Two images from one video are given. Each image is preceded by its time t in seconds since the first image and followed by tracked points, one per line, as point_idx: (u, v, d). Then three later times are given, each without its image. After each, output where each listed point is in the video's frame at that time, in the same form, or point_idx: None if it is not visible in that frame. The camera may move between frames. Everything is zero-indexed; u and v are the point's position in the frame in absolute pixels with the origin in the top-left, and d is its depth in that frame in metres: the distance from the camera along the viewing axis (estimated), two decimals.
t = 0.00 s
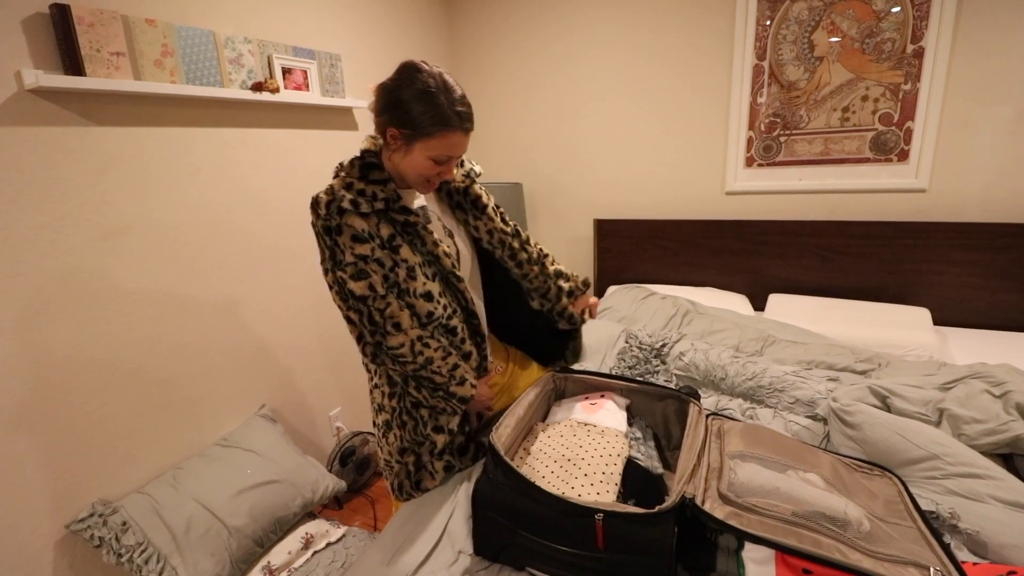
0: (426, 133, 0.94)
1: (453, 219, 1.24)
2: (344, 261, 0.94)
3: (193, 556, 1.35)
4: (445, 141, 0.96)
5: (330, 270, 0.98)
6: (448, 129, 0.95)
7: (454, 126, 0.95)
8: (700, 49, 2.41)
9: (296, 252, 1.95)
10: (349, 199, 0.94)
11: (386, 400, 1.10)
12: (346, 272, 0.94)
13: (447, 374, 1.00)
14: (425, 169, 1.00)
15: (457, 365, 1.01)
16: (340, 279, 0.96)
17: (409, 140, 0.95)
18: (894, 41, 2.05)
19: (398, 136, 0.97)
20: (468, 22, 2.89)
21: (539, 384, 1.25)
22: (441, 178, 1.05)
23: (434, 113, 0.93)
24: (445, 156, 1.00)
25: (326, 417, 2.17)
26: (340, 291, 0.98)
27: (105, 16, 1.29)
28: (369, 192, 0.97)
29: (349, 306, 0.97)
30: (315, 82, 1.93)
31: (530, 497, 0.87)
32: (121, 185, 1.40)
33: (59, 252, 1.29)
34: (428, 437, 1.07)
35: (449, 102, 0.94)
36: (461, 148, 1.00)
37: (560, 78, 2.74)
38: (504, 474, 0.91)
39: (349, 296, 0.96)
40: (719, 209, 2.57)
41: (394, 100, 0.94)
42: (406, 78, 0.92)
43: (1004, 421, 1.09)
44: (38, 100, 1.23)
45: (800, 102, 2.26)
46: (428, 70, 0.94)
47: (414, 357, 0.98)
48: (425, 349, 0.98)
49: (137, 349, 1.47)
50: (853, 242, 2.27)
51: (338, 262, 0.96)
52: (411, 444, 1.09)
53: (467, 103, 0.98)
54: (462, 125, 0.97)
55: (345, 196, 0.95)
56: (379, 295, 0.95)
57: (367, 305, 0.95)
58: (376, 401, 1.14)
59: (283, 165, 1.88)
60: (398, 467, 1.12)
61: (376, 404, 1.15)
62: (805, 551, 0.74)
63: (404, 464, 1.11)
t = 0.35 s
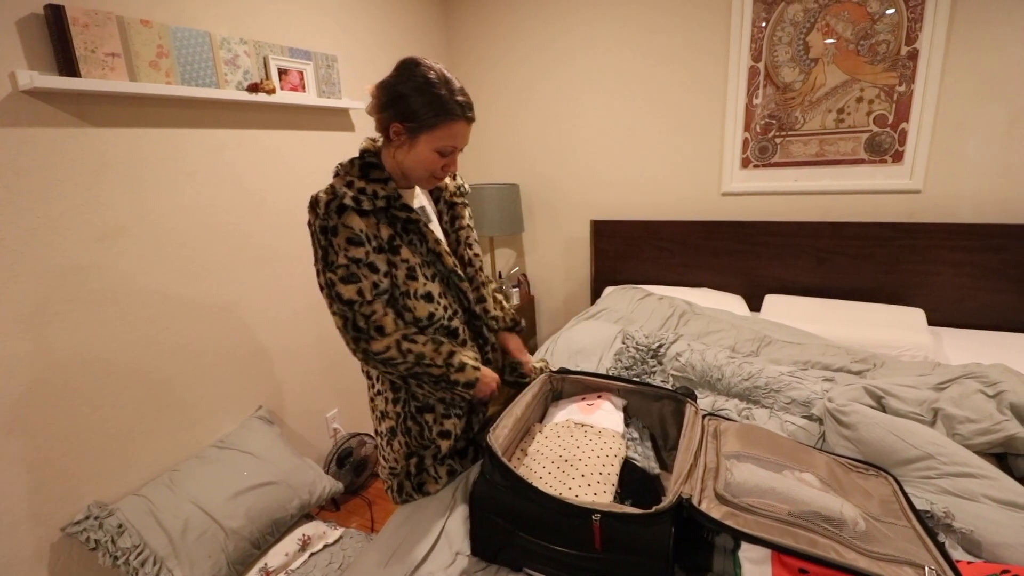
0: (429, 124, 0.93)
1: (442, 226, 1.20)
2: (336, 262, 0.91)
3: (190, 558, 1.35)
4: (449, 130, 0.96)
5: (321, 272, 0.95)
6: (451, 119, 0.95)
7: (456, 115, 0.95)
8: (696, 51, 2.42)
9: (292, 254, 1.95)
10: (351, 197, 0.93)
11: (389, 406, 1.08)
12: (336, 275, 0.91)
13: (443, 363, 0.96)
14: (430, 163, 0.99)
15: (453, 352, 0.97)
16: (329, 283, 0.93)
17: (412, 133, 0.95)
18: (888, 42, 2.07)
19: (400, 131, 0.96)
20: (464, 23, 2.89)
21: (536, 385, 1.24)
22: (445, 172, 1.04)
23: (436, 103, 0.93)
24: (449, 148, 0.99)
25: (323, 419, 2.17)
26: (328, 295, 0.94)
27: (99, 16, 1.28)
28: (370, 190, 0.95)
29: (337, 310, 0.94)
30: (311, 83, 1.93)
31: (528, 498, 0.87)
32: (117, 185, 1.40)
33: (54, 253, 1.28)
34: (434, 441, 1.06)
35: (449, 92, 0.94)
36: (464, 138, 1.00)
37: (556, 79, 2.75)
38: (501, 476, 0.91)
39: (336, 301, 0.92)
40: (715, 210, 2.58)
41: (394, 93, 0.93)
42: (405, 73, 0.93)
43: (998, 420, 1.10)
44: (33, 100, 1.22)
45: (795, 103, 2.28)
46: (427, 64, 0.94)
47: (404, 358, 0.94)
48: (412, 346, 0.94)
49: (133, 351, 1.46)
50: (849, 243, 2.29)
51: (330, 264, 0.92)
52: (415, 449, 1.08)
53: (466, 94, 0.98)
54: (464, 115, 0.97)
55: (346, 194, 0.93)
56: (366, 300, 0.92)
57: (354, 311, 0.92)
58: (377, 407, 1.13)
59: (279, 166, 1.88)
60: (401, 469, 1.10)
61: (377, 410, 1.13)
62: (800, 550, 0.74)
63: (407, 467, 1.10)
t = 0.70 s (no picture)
0: (430, 115, 0.94)
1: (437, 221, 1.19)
2: (315, 262, 0.90)
3: (185, 559, 1.34)
4: (450, 122, 0.96)
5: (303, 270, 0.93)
6: (452, 111, 0.95)
7: (457, 108, 0.95)
8: (695, 54, 2.42)
9: (290, 253, 1.95)
10: (345, 194, 0.92)
11: (381, 413, 1.06)
12: (314, 274, 0.90)
13: (390, 321, 0.90)
14: (431, 156, 0.98)
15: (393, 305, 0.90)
16: (309, 281, 0.92)
17: (413, 125, 0.95)
18: (886, 47, 2.08)
19: (401, 124, 0.96)
20: (464, 24, 2.89)
21: (533, 386, 1.24)
22: (445, 167, 1.03)
23: (437, 95, 0.93)
24: (449, 141, 0.99)
25: (319, 419, 2.16)
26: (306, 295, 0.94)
27: (98, 14, 1.27)
28: (366, 187, 0.95)
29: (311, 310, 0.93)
30: (310, 83, 1.92)
31: (526, 500, 0.87)
32: (114, 183, 1.39)
33: (50, 251, 1.27)
34: (428, 450, 1.05)
35: (450, 86, 0.95)
36: (465, 133, 1.00)
37: (555, 80, 2.75)
38: (500, 477, 0.91)
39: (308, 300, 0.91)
40: (713, 213, 2.58)
41: (395, 86, 0.93)
42: (406, 67, 0.94)
43: (994, 424, 1.10)
44: (30, 97, 1.21)
45: (793, 106, 2.29)
46: (427, 59, 0.96)
47: (357, 337, 0.89)
48: (357, 319, 0.89)
49: (129, 349, 1.45)
50: (845, 247, 2.30)
51: (311, 263, 0.91)
52: (410, 455, 1.08)
53: (466, 89, 0.99)
54: (465, 108, 0.97)
55: (340, 190, 0.92)
56: (336, 302, 0.90)
57: (322, 314, 0.88)
58: (370, 414, 1.11)
59: (277, 165, 1.87)
60: (395, 477, 1.10)
61: (370, 417, 1.11)
62: (798, 554, 0.75)
63: (403, 474, 1.09)
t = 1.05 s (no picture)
0: (414, 99, 0.95)
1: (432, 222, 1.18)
2: (329, 261, 0.90)
3: (185, 558, 1.33)
4: (435, 103, 0.95)
5: (314, 270, 0.94)
6: (435, 91, 0.95)
7: (440, 88, 0.95)
8: (697, 54, 2.42)
9: (290, 252, 1.94)
10: (353, 190, 0.93)
11: (385, 414, 1.07)
12: (327, 272, 0.90)
13: (401, 292, 0.92)
14: (423, 141, 0.98)
15: (400, 275, 0.92)
16: (321, 280, 0.92)
17: (401, 113, 0.96)
18: (888, 48, 2.08)
19: (392, 116, 0.98)
20: (465, 24, 2.89)
21: (535, 386, 1.24)
22: (442, 153, 1.02)
23: (418, 77, 0.95)
24: (440, 124, 0.98)
25: (319, 418, 2.16)
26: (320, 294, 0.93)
27: (99, 11, 1.27)
28: (371, 185, 0.96)
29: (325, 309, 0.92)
30: (311, 81, 1.92)
31: (528, 500, 0.87)
32: (115, 182, 1.39)
33: (51, 249, 1.27)
34: (431, 451, 1.05)
35: (430, 67, 0.96)
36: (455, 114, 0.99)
37: (556, 80, 2.75)
38: (502, 477, 0.91)
39: (324, 299, 0.91)
40: (714, 213, 2.58)
41: (380, 79, 0.97)
42: (388, 59, 0.97)
43: (997, 426, 1.10)
44: (31, 95, 1.21)
45: (795, 107, 2.28)
46: (408, 50, 0.99)
47: (379, 321, 0.92)
48: (371, 304, 0.91)
49: (130, 348, 1.45)
50: (846, 247, 2.30)
51: (323, 262, 0.92)
52: (413, 456, 1.08)
53: (452, 72, 0.99)
54: (450, 88, 0.97)
55: (348, 187, 0.93)
56: (354, 297, 0.90)
57: (341, 311, 0.89)
58: (374, 416, 1.12)
59: (278, 164, 1.87)
60: (398, 477, 1.10)
61: (373, 417, 1.12)
62: (802, 555, 0.74)
63: (404, 475, 1.09)
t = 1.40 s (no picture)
0: (395, 87, 0.97)
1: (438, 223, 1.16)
2: (331, 254, 0.90)
3: (184, 555, 1.33)
4: (415, 86, 0.96)
5: (314, 262, 0.93)
6: (413, 74, 0.96)
7: (417, 70, 0.96)
8: (700, 53, 2.42)
9: (291, 249, 1.94)
10: (361, 184, 0.92)
11: (386, 415, 1.07)
12: (329, 265, 0.89)
13: (407, 295, 0.92)
14: (411, 128, 0.97)
15: (407, 280, 0.92)
16: (322, 272, 0.91)
17: (388, 106, 0.99)
18: (892, 49, 2.07)
19: (382, 112, 1.01)
20: (467, 21, 2.88)
21: (537, 385, 1.24)
22: (438, 139, 1.01)
23: (399, 64, 0.97)
24: (425, 106, 0.98)
25: (319, 416, 2.15)
26: (319, 287, 0.92)
27: (100, 4, 1.26)
28: (380, 180, 0.95)
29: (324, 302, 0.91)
30: (313, 77, 1.91)
31: (530, 499, 0.86)
32: (116, 177, 1.38)
33: (51, 244, 1.26)
34: (432, 452, 1.05)
35: (411, 53, 0.98)
36: (439, 94, 0.98)
37: (559, 78, 2.74)
38: (505, 476, 0.90)
39: (325, 293, 0.90)
40: (715, 213, 2.58)
41: (366, 79, 1.00)
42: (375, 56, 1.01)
43: (999, 429, 1.10)
44: (32, 88, 1.20)
45: (798, 107, 2.28)
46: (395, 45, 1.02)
47: (381, 321, 0.91)
48: (376, 303, 0.90)
49: (130, 344, 1.45)
50: (848, 249, 2.30)
51: (324, 256, 0.91)
52: (414, 457, 1.08)
53: (433, 57, 1.00)
54: (428, 69, 0.97)
55: (356, 180, 0.92)
56: (355, 293, 0.90)
57: (343, 306, 0.89)
58: (375, 416, 1.11)
59: (279, 161, 1.86)
60: (399, 478, 1.10)
61: (374, 418, 1.12)
62: (806, 555, 0.74)
63: (406, 476, 1.09)
